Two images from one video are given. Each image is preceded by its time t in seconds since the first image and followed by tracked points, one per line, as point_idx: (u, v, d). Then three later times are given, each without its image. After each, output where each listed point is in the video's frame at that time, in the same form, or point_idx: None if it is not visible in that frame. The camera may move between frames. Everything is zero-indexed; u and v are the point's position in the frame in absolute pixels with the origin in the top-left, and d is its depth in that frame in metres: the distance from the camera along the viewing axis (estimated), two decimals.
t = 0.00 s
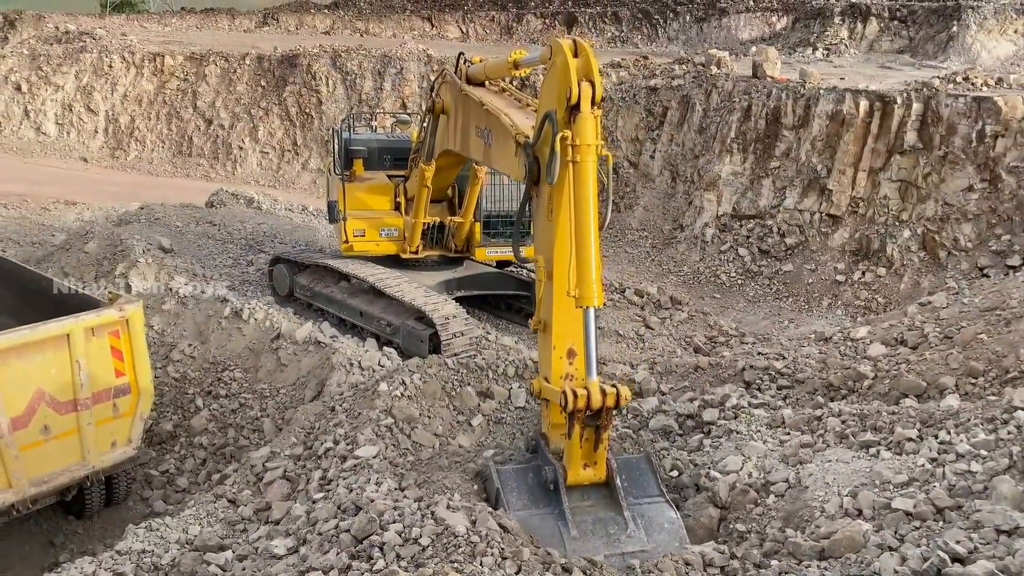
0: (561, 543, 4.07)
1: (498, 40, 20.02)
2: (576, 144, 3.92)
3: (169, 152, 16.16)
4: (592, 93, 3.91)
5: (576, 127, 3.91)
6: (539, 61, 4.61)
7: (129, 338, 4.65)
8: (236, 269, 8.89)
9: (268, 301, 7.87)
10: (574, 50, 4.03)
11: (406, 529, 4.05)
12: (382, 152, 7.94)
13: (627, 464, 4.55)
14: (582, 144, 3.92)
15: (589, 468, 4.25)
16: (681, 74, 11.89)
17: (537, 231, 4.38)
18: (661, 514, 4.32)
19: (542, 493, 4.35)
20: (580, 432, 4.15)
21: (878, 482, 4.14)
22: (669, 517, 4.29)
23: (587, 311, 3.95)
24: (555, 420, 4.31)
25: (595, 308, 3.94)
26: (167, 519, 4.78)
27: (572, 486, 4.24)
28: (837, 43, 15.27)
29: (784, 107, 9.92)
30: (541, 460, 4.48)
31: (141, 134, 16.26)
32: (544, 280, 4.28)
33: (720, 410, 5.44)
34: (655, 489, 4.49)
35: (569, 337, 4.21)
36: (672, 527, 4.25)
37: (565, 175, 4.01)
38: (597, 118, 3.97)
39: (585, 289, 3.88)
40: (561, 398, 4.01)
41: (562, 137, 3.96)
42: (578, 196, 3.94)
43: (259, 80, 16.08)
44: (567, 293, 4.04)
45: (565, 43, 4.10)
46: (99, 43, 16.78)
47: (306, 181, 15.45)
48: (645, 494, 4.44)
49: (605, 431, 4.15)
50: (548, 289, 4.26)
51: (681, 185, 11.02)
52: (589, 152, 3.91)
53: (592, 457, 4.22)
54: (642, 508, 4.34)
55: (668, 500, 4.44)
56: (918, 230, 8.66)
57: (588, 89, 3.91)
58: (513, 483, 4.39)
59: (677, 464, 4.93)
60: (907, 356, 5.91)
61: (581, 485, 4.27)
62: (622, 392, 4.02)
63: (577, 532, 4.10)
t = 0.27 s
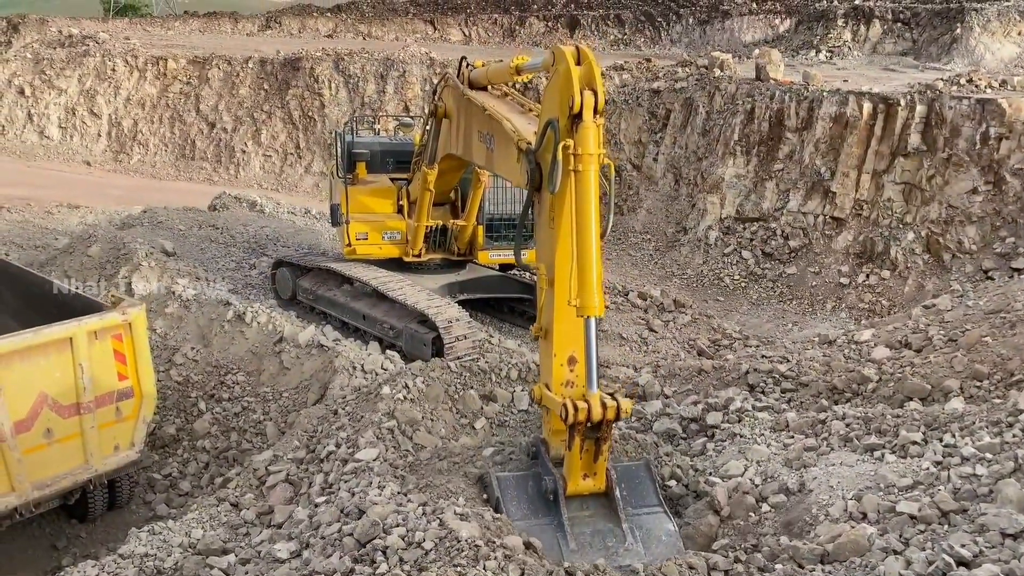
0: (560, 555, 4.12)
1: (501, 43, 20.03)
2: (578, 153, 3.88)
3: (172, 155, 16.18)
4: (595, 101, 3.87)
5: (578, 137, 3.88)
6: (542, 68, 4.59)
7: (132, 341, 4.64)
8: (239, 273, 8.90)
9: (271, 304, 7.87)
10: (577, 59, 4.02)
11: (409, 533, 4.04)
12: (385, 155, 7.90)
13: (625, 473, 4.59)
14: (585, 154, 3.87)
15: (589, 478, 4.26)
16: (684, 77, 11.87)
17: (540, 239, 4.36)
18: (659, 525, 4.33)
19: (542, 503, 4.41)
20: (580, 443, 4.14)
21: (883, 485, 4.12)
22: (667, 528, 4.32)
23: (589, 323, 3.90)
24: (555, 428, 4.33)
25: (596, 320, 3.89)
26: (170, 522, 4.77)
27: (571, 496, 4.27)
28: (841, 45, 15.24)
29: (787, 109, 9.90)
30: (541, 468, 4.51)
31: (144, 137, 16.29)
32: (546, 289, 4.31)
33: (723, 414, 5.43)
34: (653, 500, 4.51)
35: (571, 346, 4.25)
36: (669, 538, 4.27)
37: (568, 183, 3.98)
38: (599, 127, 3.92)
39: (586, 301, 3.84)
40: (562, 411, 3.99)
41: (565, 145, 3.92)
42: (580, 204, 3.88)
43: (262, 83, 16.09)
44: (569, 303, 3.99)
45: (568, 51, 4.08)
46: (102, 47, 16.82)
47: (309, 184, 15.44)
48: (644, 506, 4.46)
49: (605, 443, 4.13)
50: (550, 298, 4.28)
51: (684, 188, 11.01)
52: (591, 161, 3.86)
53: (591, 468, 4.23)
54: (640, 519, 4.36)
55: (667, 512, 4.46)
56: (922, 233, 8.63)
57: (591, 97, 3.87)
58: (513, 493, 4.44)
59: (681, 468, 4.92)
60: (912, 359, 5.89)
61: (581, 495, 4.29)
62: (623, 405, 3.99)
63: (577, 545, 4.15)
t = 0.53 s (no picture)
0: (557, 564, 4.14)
1: (502, 45, 20.05)
2: (578, 162, 3.88)
3: (173, 158, 16.20)
4: (596, 109, 3.88)
5: (580, 146, 3.87)
6: (542, 73, 4.59)
7: (133, 343, 4.64)
8: (240, 275, 8.91)
9: (272, 307, 7.87)
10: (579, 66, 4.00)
11: (410, 536, 4.04)
12: (386, 158, 7.89)
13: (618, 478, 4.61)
14: (585, 163, 3.87)
15: (586, 487, 4.27)
16: (685, 80, 11.88)
17: (540, 246, 4.37)
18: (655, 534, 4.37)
19: (539, 511, 4.43)
20: (579, 453, 4.14)
21: (885, 488, 4.11)
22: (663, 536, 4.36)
23: (588, 331, 3.93)
24: (554, 435, 4.33)
25: (596, 329, 3.92)
26: (172, 525, 4.77)
27: (569, 504, 4.28)
28: (842, 47, 15.24)
29: (788, 112, 9.91)
30: (541, 475, 4.53)
31: (146, 140, 16.31)
32: (546, 296, 4.30)
33: (724, 416, 5.42)
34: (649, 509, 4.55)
35: (569, 354, 4.25)
36: (664, 549, 4.31)
37: (569, 191, 4.00)
38: (601, 136, 3.92)
39: (587, 309, 3.85)
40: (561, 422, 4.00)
41: (565, 153, 3.94)
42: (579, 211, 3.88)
43: (263, 86, 16.12)
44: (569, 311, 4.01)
45: (570, 57, 4.06)
46: (104, 50, 16.85)
47: (310, 187, 15.45)
48: (641, 513, 4.50)
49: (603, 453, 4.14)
50: (550, 304, 4.28)
51: (685, 190, 11.01)
52: (591, 170, 3.85)
53: (590, 477, 4.24)
54: (637, 528, 4.39)
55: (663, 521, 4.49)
56: (923, 235, 8.62)
57: (592, 106, 3.87)
58: (511, 500, 4.46)
59: (682, 471, 4.92)
60: (913, 361, 5.89)
61: (579, 504, 4.30)
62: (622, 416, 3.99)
63: (574, 554, 4.16)
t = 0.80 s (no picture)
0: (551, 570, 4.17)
1: (502, 48, 20.07)
2: (578, 169, 3.89)
3: (174, 160, 16.21)
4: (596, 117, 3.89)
5: (579, 153, 3.88)
6: (543, 77, 4.59)
7: (134, 346, 4.64)
8: (241, 278, 8.91)
9: (272, 309, 7.88)
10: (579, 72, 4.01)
11: (411, 538, 4.05)
12: (386, 161, 7.90)
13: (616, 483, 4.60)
14: (584, 170, 3.88)
15: (583, 494, 4.29)
16: (685, 82, 11.89)
17: (539, 251, 4.38)
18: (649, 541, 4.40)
19: (536, 517, 4.44)
20: (577, 461, 4.16)
21: (885, 490, 4.12)
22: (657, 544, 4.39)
23: (586, 339, 3.95)
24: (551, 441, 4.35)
25: (594, 337, 3.94)
26: (172, 528, 4.77)
27: (565, 511, 4.29)
28: (842, 50, 15.25)
29: (788, 114, 9.93)
30: (538, 481, 4.53)
31: (146, 143, 16.32)
32: (545, 301, 4.31)
33: (725, 418, 5.43)
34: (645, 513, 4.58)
35: (567, 359, 4.25)
36: (659, 558, 4.34)
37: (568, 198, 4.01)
38: (600, 143, 3.93)
39: (585, 315, 3.88)
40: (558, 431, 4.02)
41: (565, 161, 3.95)
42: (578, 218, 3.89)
43: (264, 89, 16.13)
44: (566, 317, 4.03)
45: (571, 63, 4.06)
46: (105, 52, 16.88)
47: (311, 190, 15.45)
48: (636, 518, 4.52)
49: (600, 462, 4.17)
50: (548, 309, 4.28)
51: (685, 192, 11.02)
52: (591, 178, 3.87)
53: (586, 484, 4.26)
54: (632, 535, 4.41)
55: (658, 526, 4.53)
56: (923, 237, 8.62)
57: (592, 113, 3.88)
58: (508, 506, 4.48)
59: (682, 475, 4.92)
60: (913, 363, 5.89)
61: (576, 510, 4.32)
62: (618, 425, 4.01)
63: (569, 562, 4.18)
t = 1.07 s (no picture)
0: None
1: (502, 49, 20.08)
2: (578, 174, 3.91)
3: (175, 161, 16.22)
4: (596, 122, 3.90)
5: (579, 158, 3.90)
6: (542, 81, 4.59)
7: (134, 347, 4.64)
8: (241, 279, 8.91)
9: (272, 311, 7.88)
10: (578, 77, 4.02)
11: (411, 540, 4.04)
12: (386, 162, 7.93)
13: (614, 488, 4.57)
14: (584, 175, 3.90)
15: (581, 500, 4.26)
16: (685, 84, 11.89)
17: (538, 255, 4.38)
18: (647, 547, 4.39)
19: (534, 523, 4.43)
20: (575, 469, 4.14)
21: (885, 493, 4.11)
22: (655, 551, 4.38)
23: (586, 343, 3.95)
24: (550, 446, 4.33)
25: (593, 341, 3.95)
26: (172, 529, 4.77)
27: (563, 517, 4.27)
28: (842, 51, 15.25)
29: (788, 116, 9.94)
30: (538, 485, 4.51)
31: (147, 144, 16.32)
32: (544, 305, 4.30)
33: (725, 420, 5.42)
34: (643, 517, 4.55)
35: (567, 364, 4.25)
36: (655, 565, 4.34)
37: (567, 204, 4.01)
38: (599, 148, 3.95)
39: (585, 320, 3.89)
40: (557, 439, 4.00)
41: (565, 166, 3.95)
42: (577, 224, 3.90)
43: (264, 90, 16.15)
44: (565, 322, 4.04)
45: (570, 67, 4.07)
46: (106, 54, 16.90)
47: (311, 191, 15.44)
48: (634, 523, 4.49)
49: (599, 471, 4.14)
50: (547, 314, 4.28)
51: (685, 194, 11.02)
52: (591, 183, 3.90)
53: (585, 492, 4.23)
54: (629, 541, 4.39)
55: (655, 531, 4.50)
56: (924, 238, 8.61)
57: (592, 119, 3.89)
58: (507, 511, 4.47)
59: (681, 478, 4.92)
60: (914, 365, 5.89)
61: (574, 517, 4.29)
62: (617, 433, 4.02)
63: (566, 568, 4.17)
